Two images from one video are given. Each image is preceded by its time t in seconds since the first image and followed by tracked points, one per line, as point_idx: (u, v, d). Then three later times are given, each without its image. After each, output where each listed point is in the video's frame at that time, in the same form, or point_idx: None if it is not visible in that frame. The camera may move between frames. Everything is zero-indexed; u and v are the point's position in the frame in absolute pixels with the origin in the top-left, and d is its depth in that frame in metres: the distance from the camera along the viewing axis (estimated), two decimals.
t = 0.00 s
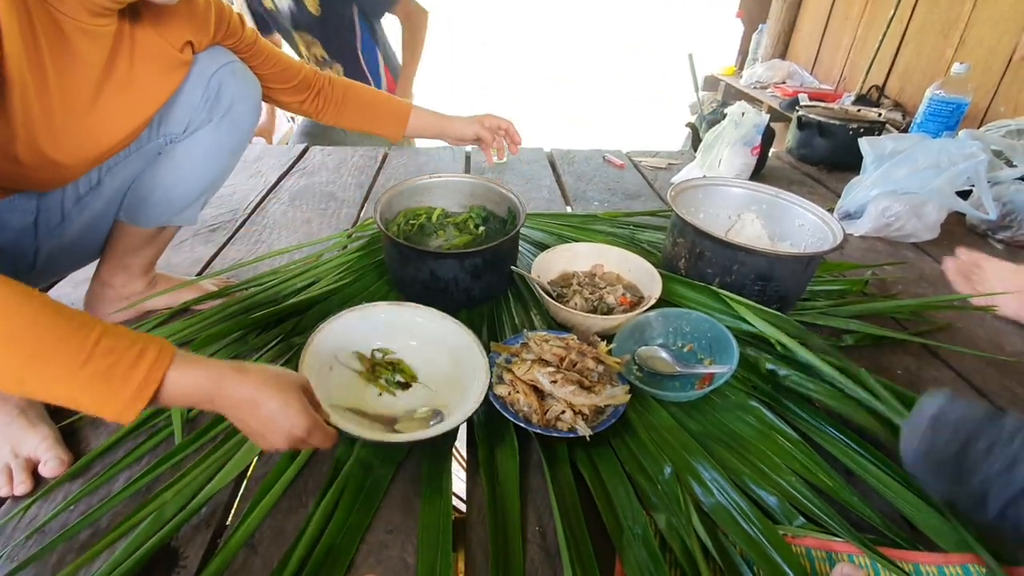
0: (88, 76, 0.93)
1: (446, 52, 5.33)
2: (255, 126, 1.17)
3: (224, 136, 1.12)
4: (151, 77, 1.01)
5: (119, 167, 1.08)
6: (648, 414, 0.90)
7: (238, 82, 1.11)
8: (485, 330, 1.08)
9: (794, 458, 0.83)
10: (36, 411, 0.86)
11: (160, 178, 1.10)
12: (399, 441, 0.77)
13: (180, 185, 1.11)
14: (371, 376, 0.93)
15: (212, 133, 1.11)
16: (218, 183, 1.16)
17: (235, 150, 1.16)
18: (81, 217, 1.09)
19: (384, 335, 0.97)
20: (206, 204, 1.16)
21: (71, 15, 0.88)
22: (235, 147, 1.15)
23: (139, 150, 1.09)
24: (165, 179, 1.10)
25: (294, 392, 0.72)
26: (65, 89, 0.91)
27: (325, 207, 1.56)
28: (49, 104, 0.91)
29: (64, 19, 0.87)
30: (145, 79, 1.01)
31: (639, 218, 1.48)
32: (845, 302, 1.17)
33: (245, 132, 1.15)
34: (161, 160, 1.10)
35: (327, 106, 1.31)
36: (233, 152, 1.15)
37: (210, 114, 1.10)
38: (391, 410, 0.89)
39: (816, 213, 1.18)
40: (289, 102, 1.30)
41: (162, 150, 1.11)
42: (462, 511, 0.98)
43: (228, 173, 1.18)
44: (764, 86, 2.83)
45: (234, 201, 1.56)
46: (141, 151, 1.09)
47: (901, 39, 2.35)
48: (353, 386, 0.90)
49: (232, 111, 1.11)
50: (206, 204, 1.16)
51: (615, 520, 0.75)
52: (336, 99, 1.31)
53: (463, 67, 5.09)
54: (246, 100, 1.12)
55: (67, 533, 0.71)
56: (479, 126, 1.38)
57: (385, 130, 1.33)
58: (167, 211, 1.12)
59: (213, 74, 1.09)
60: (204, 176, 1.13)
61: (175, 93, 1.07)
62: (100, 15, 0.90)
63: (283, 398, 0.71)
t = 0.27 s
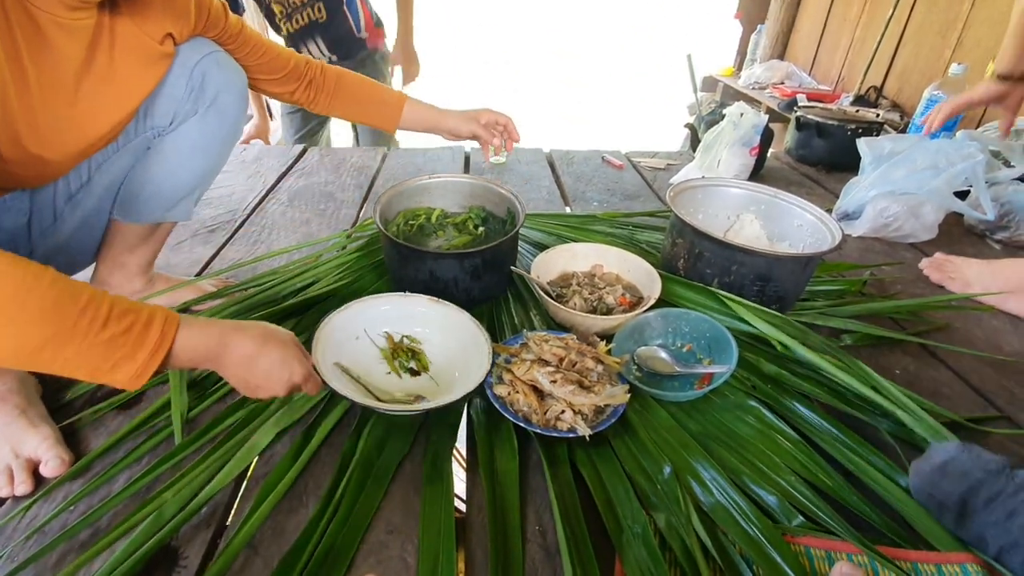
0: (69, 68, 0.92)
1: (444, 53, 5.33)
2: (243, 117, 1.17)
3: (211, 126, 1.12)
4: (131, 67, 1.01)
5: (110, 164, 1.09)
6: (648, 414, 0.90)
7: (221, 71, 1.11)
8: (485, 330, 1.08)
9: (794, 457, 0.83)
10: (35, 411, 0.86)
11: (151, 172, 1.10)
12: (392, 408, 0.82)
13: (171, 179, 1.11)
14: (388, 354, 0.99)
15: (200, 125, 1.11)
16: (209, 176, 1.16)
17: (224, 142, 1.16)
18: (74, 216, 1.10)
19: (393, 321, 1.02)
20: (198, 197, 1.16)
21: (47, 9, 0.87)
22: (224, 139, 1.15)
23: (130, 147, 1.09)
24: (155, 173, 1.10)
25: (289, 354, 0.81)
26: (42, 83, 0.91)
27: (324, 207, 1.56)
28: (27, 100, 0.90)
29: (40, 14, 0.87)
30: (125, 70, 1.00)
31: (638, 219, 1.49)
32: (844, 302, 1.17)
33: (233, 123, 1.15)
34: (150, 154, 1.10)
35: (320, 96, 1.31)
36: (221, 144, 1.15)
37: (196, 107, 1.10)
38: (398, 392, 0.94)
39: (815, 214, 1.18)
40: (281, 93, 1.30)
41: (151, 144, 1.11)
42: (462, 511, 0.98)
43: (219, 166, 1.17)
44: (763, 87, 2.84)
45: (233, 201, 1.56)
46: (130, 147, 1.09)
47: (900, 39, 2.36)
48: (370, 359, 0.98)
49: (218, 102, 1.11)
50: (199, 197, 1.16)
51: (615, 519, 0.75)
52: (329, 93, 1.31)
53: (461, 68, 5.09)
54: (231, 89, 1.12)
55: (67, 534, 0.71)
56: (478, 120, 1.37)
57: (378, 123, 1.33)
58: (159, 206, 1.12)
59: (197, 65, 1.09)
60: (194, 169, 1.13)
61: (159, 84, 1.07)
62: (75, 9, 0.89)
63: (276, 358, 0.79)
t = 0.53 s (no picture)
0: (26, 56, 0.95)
1: (443, 54, 5.33)
2: (225, 101, 1.22)
3: (195, 109, 1.17)
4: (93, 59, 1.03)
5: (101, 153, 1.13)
6: (648, 414, 0.90)
7: (200, 56, 1.16)
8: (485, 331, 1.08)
9: (793, 457, 0.83)
10: (33, 412, 0.86)
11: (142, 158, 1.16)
12: (390, 408, 0.83)
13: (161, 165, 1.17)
14: (388, 354, 0.99)
15: (182, 108, 1.16)
16: (197, 161, 1.21)
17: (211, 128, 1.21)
18: (68, 208, 1.16)
19: (393, 320, 1.02)
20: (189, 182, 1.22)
21: None
22: (209, 123, 1.20)
23: (118, 136, 1.13)
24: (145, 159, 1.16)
25: (314, 345, 0.70)
26: None
27: (323, 208, 1.56)
28: None
29: None
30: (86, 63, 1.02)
31: (637, 220, 1.49)
32: (842, 302, 1.17)
33: (216, 107, 1.20)
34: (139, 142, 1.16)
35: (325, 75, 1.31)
36: (207, 129, 1.20)
37: (179, 92, 1.15)
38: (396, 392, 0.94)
39: (814, 214, 1.18)
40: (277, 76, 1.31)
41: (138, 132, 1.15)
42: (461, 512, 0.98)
43: (207, 151, 1.23)
44: (762, 87, 2.84)
45: (232, 202, 1.56)
46: (118, 136, 1.13)
47: (898, 40, 2.36)
48: (370, 359, 0.98)
49: (199, 85, 1.16)
50: (189, 182, 1.22)
51: (614, 520, 0.75)
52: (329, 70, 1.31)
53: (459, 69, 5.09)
54: (211, 72, 1.17)
55: (65, 535, 0.71)
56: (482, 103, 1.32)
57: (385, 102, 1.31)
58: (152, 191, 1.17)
59: (176, 49, 1.14)
60: (182, 153, 1.18)
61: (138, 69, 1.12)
62: None
63: (298, 345, 0.68)
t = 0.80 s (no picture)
0: (11, 59, 1.02)
1: (442, 55, 5.33)
2: (197, 84, 1.32)
3: (167, 88, 1.25)
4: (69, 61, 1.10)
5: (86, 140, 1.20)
6: (647, 416, 0.90)
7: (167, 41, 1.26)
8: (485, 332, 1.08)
9: (791, 458, 0.83)
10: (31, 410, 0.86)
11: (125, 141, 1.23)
12: (392, 411, 0.83)
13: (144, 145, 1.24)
14: (387, 355, 0.99)
15: (154, 87, 1.24)
16: (177, 141, 1.29)
17: (187, 109, 1.30)
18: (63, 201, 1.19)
19: (393, 321, 1.02)
20: (172, 163, 1.30)
21: None
22: (184, 104, 1.29)
23: (99, 121, 1.21)
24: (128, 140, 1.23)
25: (282, 235, 0.69)
26: None
27: (323, 209, 1.56)
28: None
29: None
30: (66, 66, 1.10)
31: (636, 221, 1.49)
32: (841, 304, 1.18)
33: (188, 88, 1.29)
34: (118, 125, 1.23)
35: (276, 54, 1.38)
36: (182, 109, 1.29)
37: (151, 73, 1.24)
38: (394, 392, 0.94)
39: (812, 215, 1.19)
40: (245, 61, 1.38)
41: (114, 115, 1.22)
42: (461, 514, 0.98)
43: (186, 132, 1.31)
44: (761, 89, 2.84)
45: (231, 202, 1.56)
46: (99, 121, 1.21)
47: (896, 42, 2.37)
48: (369, 359, 0.98)
49: (168, 66, 1.26)
50: (171, 162, 1.30)
51: (613, 520, 0.75)
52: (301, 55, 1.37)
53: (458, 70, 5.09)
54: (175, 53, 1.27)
55: (64, 536, 0.71)
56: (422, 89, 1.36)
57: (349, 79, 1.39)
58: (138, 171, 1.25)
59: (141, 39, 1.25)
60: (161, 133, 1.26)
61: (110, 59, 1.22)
62: None
63: (267, 236, 0.68)
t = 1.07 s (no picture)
0: None
1: (441, 56, 5.33)
2: (190, 77, 1.22)
3: (157, 81, 1.16)
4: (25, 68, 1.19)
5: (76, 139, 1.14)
6: (645, 417, 0.90)
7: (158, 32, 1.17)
8: (484, 334, 1.08)
9: (789, 459, 0.83)
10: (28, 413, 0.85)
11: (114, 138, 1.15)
12: (397, 412, 0.83)
13: (132, 141, 1.16)
14: (386, 356, 0.99)
15: (145, 80, 1.15)
16: (168, 139, 1.20)
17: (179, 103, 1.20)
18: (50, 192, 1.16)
19: (391, 323, 1.03)
20: (163, 160, 1.20)
21: None
22: (175, 96, 1.19)
23: (88, 119, 1.13)
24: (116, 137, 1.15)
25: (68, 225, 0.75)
26: None
27: (322, 211, 1.57)
28: None
29: None
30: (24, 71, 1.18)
31: (635, 222, 1.49)
32: (839, 305, 1.18)
33: (180, 80, 1.20)
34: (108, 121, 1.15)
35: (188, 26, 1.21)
36: (173, 103, 1.19)
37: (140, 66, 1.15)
38: (393, 395, 0.95)
39: (810, 217, 1.19)
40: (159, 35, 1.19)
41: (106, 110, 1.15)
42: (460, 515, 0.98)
43: (178, 128, 1.22)
44: (759, 90, 2.85)
45: (231, 204, 1.56)
46: (86, 118, 1.13)
47: (894, 44, 2.38)
48: (369, 361, 0.98)
49: (160, 59, 1.17)
50: (162, 157, 1.19)
51: (611, 522, 0.76)
52: None
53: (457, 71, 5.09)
54: (171, 49, 1.18)
55: (63, 539, 0.71)
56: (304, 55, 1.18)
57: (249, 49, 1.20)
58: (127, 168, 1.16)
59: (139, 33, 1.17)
60: (149, 128, 1.17)
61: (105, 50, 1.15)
62: None
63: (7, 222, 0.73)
